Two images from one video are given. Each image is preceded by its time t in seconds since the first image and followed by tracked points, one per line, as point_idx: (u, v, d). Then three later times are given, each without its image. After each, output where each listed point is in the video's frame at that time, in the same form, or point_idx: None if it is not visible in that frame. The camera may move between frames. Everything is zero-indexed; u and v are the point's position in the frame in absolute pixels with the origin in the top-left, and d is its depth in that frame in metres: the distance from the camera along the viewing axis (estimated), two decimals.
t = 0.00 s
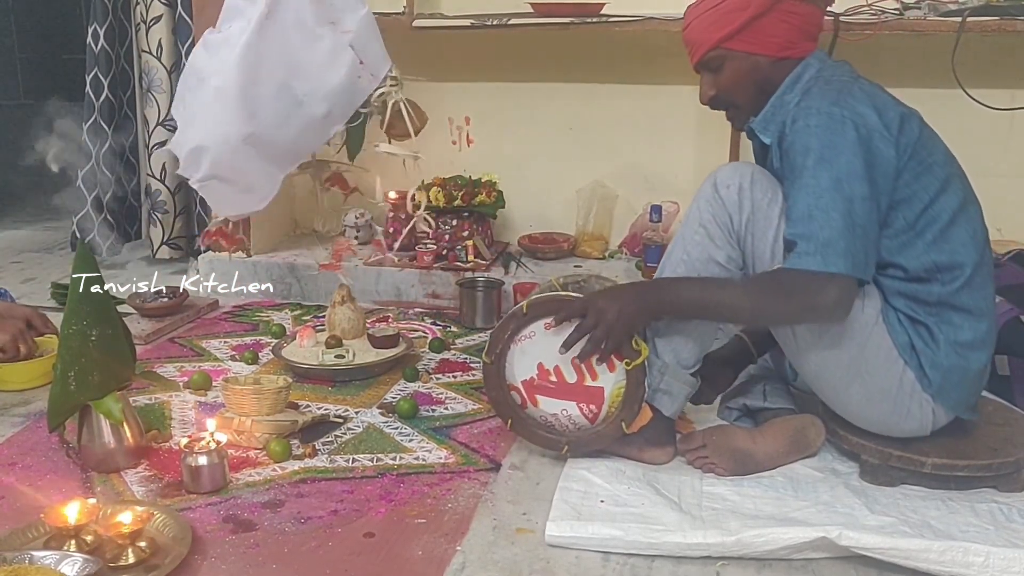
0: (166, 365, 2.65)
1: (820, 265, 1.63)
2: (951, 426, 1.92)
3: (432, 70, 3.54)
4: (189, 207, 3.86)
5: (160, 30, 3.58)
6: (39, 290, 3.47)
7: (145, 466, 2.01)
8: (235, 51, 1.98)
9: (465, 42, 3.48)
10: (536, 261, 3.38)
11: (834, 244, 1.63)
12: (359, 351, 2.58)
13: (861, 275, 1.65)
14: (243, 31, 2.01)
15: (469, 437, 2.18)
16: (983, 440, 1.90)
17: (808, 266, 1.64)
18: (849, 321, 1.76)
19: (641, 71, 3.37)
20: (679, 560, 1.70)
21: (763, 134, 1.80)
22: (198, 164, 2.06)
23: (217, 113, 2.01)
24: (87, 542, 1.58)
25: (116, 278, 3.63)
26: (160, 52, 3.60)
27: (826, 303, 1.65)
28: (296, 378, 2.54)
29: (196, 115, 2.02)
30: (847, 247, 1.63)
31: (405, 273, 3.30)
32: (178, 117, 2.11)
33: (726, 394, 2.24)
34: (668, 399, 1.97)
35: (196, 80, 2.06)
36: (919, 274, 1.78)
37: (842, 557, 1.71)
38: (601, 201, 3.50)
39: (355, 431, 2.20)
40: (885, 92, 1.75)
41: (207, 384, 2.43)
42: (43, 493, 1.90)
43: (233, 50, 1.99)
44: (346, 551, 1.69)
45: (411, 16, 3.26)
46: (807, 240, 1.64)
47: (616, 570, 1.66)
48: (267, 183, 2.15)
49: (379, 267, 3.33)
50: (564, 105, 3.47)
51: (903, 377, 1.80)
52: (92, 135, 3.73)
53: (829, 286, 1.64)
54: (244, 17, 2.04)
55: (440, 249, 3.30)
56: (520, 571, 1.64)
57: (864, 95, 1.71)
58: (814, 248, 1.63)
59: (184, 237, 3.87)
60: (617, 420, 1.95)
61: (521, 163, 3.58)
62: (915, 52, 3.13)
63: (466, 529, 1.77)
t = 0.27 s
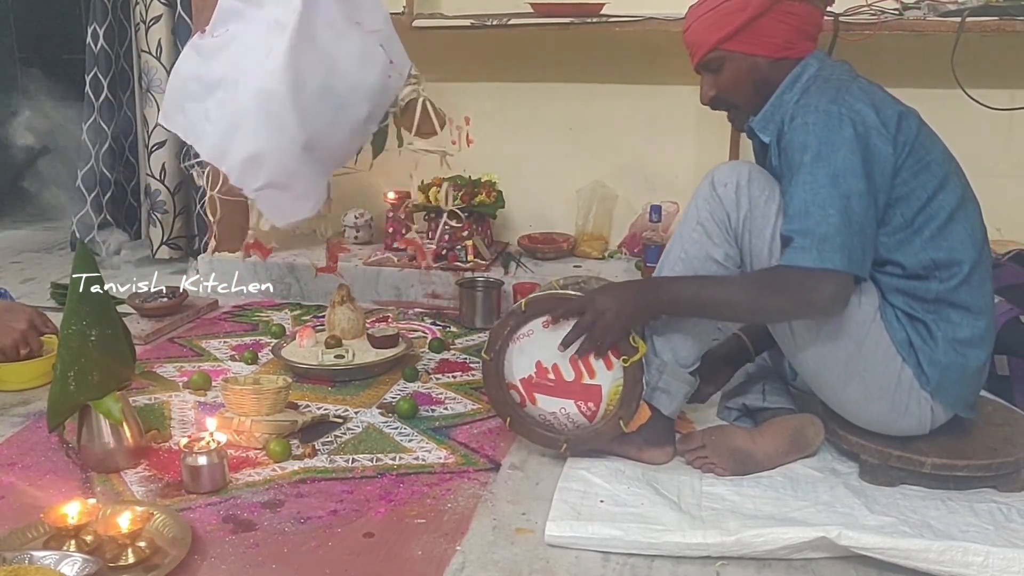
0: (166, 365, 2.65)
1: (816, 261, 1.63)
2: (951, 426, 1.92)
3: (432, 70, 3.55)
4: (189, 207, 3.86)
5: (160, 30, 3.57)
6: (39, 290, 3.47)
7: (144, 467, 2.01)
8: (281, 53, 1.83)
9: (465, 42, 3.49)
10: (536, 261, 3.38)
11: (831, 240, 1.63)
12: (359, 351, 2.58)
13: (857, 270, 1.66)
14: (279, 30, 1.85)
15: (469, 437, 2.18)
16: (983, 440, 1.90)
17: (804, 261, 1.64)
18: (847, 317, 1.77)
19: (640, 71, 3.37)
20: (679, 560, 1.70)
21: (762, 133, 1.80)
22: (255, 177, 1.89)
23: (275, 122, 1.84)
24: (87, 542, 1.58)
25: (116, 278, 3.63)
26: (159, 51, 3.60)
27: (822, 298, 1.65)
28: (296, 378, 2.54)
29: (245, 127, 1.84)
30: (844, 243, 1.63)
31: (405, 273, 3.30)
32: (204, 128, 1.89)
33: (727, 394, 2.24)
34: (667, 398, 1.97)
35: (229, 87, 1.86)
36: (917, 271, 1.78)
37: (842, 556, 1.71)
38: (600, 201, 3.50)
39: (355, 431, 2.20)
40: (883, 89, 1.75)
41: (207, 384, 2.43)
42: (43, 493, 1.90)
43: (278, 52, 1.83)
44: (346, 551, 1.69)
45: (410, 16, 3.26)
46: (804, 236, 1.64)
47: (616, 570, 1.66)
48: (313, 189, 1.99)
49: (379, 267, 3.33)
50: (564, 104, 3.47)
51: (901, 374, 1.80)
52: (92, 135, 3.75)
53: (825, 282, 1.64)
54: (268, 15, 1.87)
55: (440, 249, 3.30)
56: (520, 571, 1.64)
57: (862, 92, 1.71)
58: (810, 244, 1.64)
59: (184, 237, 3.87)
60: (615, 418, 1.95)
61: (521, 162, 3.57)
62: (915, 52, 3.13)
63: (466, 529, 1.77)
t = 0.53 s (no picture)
0: (166, 365, 2.65)
1: (815, 257, 1.64)
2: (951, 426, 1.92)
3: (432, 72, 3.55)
4: (189, 207, 3.86)
5: (160, 30, 3.58)
6: (39, 290, 3.47)
7: (144, 467, 2.01)
8: (338, 46, 1.82)
9: (465, 44, 3.49)
10: (535, 261, 3.38)
11: (829, 236, 1.63)
12: (359, 351, 2.59)
13: (856, 268, 1.66)
14: (328, 23, 1.85)
15: (469, 437, 2.19)
16: (983, 440, 1.91)
17: (802, 259, 1.64)
18: (845, 315, 1.77)
19: (640, 70, 3.37)
20: (679, 560, 1.70)
21: (763, 132, 1.80)
22: (332, 178, 1.83)
23: (342, 117, 1.82)
24: (87, 542, 1.58)
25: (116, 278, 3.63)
26: (160, 52, 3.60)
27: (822, 295, 1.65)
28: (296, 378, 2.54)
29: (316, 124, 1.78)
30: (843, 240, 1.63)
31: (405, 273, 3.31)
32: (262, 134, 1.81)
33: (727, 394, 2.24)
34: (667, 397, 1.97)
35: (284, 86, 1.82)
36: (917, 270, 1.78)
37: (842, 556, 1.71)
38: (601, 201, 3.50)
39: (355, 431, 2.20)
40: (883, 88, 1.74)
41: (207, 384, 2.43)
42: (43, 493, 1.90)
43: (336, 45, 1.82)
44: (346, 551, 1.69)
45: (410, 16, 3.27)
46: (802, 234, 1.64)
47: (616, 570, 1.67)
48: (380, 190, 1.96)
49: (379, 267, 3.33)
50: (565, 105, 3.48)
51: (900, 372, 1.80)
52: (92, 136, 3.71)
53: (824, 279, 1.64)
54: (302, 12, 1.88)
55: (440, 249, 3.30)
56: (520, 571, 1.64)
57: (863, 90, 1.71)
58: (808, 240, 1.64)
59: (184, 237, 3.87)
60: (614, 417, 1.94)
61: (522, 162, 3.58)
62: (915, 52, 3.13)
63: (466, 529, 1.78)
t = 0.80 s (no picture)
0: (166, 365, 2.65)
1: (813, 257, 1.64)
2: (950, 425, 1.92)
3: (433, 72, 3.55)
4: (189, 207, 3.86)
5: (160, 29, 3.58)
6: (39, 290, 3.47)
7: (144, 467, 2.01)
8: (395, 40, 1.79)
9: (466, 44, 3.49)
10: (535, 261, 3.38)
11: (828, 236, 1.63)
12: (359, 351, 2.59)
13: (855, 267, 1.66)
14: (376, 16, 1.81)
15: (469, 437, 2.19)
16: (983, 440, 1.91)
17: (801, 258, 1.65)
18: (845, 315, 1.77)
19: (639, 70, 3.37)
20: (678, 560, 1.70)
21: (763, 132, 1.80)
22: (412, 175, 1.79)
23: (411, 112, 1.79)
24: (87, 542, 1.58)
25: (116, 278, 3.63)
26: (160, 51, 3.60)
27: (821, 295, 1.65)
28: (296, 378, 2.54)
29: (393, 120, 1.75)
30: (842, 240, 1.63)
31: (405, 273, 3.31)
32: (323, 136, 1.78)
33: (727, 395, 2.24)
34: (666, 398, 1.97)
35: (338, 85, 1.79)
36: (917, 270, 1.78)
37: (842, 556, 1.71)
38: (600, 201, 3.51)
39: (355, 431, 2.20)
40: (884, 88, 1.74)
41: (207, 384, 2.43)
42: (43, 493, 1.90)
43: (392, 38, 1.78)
44: (346, 551, 1.69)
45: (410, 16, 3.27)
46: (802, 234, 1.65)
47: (616, 570, 1.67)
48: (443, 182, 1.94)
49: (379, 267, 3.33)
50: (565, 105, 3.48)
51: (900, 372, 1.80)
52: (92, 135, 3.71)
53: (823, 278, 1.64)
54: (339, 9, 1.84)
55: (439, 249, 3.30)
56: (520, 571, 1.64)
57: (864, 90, 1.71)
58: (807, 239, 1.64)
59: (184, 237, 3.87)
60: (614, 417, 1.94)
61: (522, 162, 3.58)
62: (915, 52, 3.13)
63: (466, 529, 1.78)
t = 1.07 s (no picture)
0: (166, 365, 2.65)
1: (814, 258, 1.64)
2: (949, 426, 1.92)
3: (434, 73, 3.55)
4: (189, 207, 3.86)
5: (160, 29, 3.57)
6: (39, 290, 3.48)
7: (145, 467, 2.01)
8: (440, 37, 1.90)
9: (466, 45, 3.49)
10: (536, 261, 3.38)
11: (829, 237, 1.63)
12: (359, 350, 2.59)
13: (856, 268, 1.65)
14: (415, 12, 1.90)
15: (469, 437, 2.19)
16: (983, 440, 1.91)
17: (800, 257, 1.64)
18: (845, 316, 1.77)
19: (639, 71, 3.37)
20: (678, 559, 1.70)
21: (765, 133, 1.81)
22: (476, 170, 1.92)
23: (468, 107, 1.91)
24: (87, 542, 1.58)
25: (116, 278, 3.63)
26: (160, 51, 3.60)
27: (821, 295, 1.65)
28: (296, 378, 2.54)
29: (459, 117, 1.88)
30: (843, 241, 1.63)
31: (405, 273, 3.31)
32: (384, 137, 1.86)
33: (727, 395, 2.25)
34: (667, 399, 1.96)
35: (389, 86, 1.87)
36: (918, 272, 1.78)
37: (842, 556, 1.71)
38: (601, 201, 3.51)
39: (355, 431, 2.20)
40: (887, 90, 1.74)
41: (207, 384, 2.43)
42: (43, 493, 1.90)
43: (437, 35, 1.89)
44: (346, 551, 1.69)
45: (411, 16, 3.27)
46: (803, 233, 1.65)
47: (616, 570, 1.67)
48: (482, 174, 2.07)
49: (379, 267, 3.33)
50: (565, 105, 3.47)
51: (901, 374, 1.80)
52: (92, 135, 3.71)
53: (823, 279, 1.64)
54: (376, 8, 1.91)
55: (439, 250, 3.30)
56: (520, 571, 1.64)
57: (867, 92, 1.71)
58: (808, 240, 1.64)
59: (184, 237, 3.87)
60: (614, 417, 1.95)
61: (522, 161, 3.57)
62: (914, 51, 3.13)
63: (466, 529, 1.78)
